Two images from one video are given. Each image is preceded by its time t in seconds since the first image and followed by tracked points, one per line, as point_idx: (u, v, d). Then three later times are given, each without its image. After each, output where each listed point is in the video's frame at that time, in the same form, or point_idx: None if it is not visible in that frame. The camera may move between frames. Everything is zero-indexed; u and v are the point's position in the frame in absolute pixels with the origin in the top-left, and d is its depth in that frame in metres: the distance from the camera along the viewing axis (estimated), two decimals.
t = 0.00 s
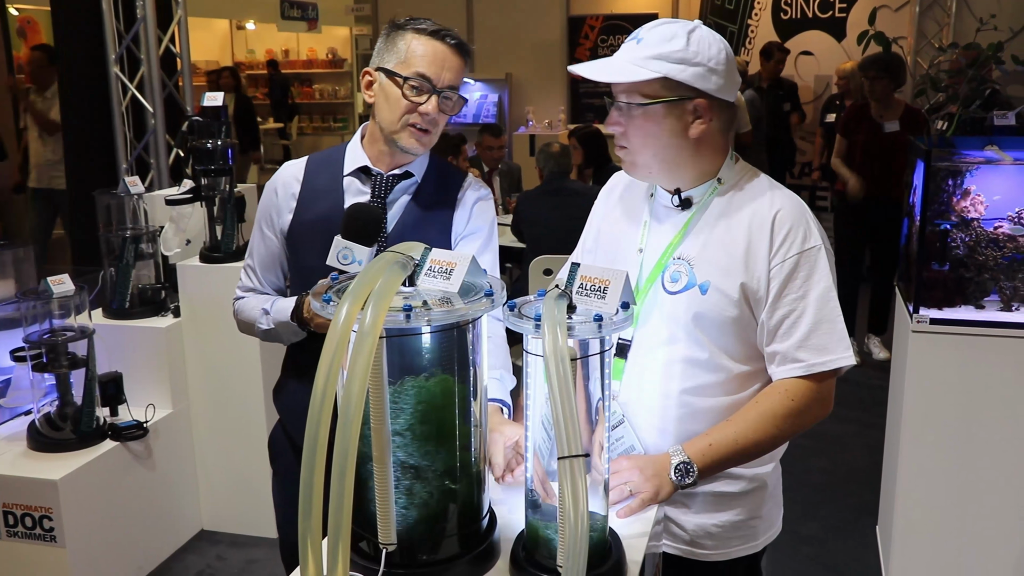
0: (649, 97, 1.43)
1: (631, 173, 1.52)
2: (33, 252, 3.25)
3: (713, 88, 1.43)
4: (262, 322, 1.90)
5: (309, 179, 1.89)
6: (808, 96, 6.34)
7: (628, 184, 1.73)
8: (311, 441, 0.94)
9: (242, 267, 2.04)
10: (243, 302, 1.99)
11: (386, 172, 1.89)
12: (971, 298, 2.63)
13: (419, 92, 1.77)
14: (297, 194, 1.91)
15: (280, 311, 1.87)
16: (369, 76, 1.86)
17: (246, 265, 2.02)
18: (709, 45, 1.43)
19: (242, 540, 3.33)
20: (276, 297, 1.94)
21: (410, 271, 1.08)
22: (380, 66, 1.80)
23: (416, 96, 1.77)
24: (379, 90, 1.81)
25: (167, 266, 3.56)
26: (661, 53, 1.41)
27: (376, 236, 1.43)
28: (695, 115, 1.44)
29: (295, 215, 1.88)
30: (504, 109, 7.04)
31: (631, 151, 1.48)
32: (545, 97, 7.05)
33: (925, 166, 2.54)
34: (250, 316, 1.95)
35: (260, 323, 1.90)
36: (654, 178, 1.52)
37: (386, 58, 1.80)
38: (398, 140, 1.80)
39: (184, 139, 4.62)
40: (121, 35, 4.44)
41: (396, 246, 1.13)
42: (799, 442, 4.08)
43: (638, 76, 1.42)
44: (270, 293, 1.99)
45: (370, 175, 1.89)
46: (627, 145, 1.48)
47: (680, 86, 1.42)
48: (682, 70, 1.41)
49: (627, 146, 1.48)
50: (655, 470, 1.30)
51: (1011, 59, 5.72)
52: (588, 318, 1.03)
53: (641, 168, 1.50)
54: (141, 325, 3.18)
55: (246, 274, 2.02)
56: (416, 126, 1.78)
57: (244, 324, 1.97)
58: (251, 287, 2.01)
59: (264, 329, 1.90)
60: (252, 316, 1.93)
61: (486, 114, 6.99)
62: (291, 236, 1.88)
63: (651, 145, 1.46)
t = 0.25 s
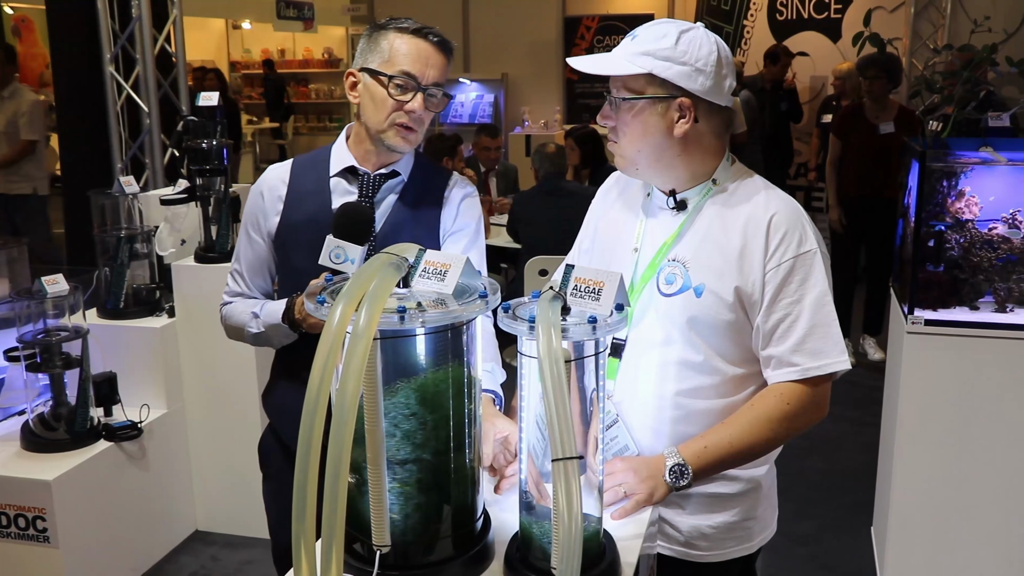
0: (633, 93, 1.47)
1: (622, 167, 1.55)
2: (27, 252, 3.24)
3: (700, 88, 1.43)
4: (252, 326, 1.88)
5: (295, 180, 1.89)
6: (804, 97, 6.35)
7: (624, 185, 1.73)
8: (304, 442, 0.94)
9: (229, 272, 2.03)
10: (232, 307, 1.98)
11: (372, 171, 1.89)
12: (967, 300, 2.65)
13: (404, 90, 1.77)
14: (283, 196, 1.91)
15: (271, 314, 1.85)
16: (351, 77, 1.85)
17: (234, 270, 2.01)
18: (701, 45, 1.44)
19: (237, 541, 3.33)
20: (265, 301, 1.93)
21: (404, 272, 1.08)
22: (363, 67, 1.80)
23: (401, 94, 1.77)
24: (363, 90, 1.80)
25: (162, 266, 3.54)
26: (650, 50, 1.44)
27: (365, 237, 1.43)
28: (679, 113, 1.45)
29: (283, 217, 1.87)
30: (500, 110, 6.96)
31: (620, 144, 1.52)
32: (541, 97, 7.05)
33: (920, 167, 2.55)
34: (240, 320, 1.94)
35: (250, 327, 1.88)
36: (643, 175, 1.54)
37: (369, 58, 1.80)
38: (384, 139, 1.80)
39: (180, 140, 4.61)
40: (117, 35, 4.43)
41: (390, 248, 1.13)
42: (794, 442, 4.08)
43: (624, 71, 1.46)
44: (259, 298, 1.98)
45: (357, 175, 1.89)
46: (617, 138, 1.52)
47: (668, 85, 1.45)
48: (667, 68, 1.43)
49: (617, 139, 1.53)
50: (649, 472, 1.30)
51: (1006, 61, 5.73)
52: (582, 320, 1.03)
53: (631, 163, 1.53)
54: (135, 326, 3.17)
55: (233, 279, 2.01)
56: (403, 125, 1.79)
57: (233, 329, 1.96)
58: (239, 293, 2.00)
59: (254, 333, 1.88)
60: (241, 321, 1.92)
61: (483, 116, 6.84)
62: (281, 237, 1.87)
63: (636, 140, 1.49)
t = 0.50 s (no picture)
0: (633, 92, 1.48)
1: (618, 166, 1.56)
2: (24, 252, 3.24)
3: (699, 90, 1.43)
4: (242, 327, 1.88)
5: (286, 181, 1.89)
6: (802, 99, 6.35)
7: (623, 188, 1.73)
8: (302, 443, 0.94)
9: (217, 275, 2.02)
10: (221, 310, 1.97)
11: (363, 171, 1.89)
12: (964, 303, 2.65)
13: (393, 91, 1.77)
14: (274, 197, 1.91)
15: (262, 315, 1.85)
16: (340, 79, 1.85)
17: (223, 272, 2.00)
18: (702, 48, 1.44)
19: (234, 542, 3.32)
20: (255, 303, 1.93)
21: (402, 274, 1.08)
22: (352, 68, 1.80)
23: (391, 96, 1.78)
24: (353, 91, 1.80)
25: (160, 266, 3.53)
26: (649, 49, 1.44)
27: (358, 237, 1.44)
28: (677, 114, 1.46)
29: (273, 218, 1.87)
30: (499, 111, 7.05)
31: (617, 143, 1.53)
32: (539, 99, 7.05)
33: (918, 170, 2.56)
34: (230, 322, 1.93)
35: (240, 328, 1.89)
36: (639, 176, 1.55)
37: (358, 59, 1.80)
38: (373, 141, 1.80)
39: (178, 140, 4.59)
40: (115, 34, 4.43)
41: (388, 250, 1.13)
42: (791, 445, 4.08)
43: (622, 70, 1.46)
44: (248, 300, 1.97)
45: (347, 174, 1.89)
46: (614, 137, 1.53)
47: (669, 87, 1.45)
48: (666, 69, 1.43)
49: (614, 137, 1.53)
50: (647, 474, 1.30)
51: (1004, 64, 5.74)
52: (580, 323, 1.03)
53: (628, 163, 1.53)
54: (133, 326, 3.17)
55: (222, 281, 2.00)
56: (393, 128, 1.79)
57: (222, 331, 1.95)
58: (228, 295, 1.99)
59: (244, 335, 1.88)
60: (232, 323, 1.92)
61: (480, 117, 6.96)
62: (272, 238, 1.87)
63: (633, 140, 1.49)
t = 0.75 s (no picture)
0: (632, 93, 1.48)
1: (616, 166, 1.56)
2: (21, 252, 3.23)
3: (699, 91, 1.43)
4: (236, 327, 1.88)
5: (278, 180, 1.88)
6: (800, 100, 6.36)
7: (621, 188, 1.72)
8: (299, 443, 0.93)
9: (209, 275, 2.02)
10: (214, 310, 1.97)
11: (355, 170, 1.89)
12: (961, 304, 2.64)
13: (384, 96, 1.77)
14: (265, 196, 1.90)
15: (256, 315, 1.85)
16: (332, 79, 1.85)
17: (215, 271, 2.00)
18: (702, 49, 1.44)
19: (230, 543, 3.31)
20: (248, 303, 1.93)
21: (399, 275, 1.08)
22: (344, 71, 1.79)
23: (382, 101, 1.77)
24: (344, 94, 1.80)
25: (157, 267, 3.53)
26: (649, 49, 1.44)
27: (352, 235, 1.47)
28: (675, 115, 1.46)
29: (265, 216, 1.86)
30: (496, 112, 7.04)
31: (616, 142, 1.53)
32: (537, 99, 7.05)
33: (915, 171, 2.56)
34: (223, 322, 1.93)
35: (234, 328, 1.88)
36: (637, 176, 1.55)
37: (350, 62, 1.79)
38: (365, 144, 1.80)
39: (175, 140, 4.58)
40: (112, 35, 4.42)
41: (385, 251, 1.13)
42: (789, 446, 4.08)
43: (622, 70, 1.46)
44: (241, 299, 1.97)
45: (339, 174, 1.88)
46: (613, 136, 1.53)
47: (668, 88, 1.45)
48: (666, 69, 1.43)
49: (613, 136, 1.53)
50: (645, 476, 1.29)
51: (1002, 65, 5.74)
52: (578, 324, 1.03)
53: (625, 163, 1.53)
54: (130, 327, 3.17)
55: (214, 281, 2.01)
56: (385, 130, 1.79)
57: (214, 331, 1.95)
58: (220, 294, 2.00)
59: (238, 335, 1.88)
60: (225, 322, 1.91)
61: (478, 117, 6.96)
62: (264, 237, 1.87)
63: (631, 139, 1.49)
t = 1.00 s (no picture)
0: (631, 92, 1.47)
1: (613, 165, 1.56)
2: (18, 252, 3.23)
3: (697, 90, 1.43)
4: (240, 323, 1.86)
5: (275, 179, 1.88)
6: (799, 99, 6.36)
7: (618, 188, 1.72)
8: (297, 442, 0.93)
9: (209, 275, 2.01)
10: (215, 310, 1.95)
11: (351, 168, 1.89)
12: (959, 304, 2.63)
13: (384, 92, 1.76)
14: (264, 192, 1.90)
15: (260, 311, 1.83)
16: (329, 77, 1.84)
17: (215, 271, 1.99)
18: (700, 48, 1.43)
19: (228, 543, 3.31)
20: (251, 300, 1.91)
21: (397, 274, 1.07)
22: (341, 67, 1.78)
23: (381, 96, 1.77)
24: (342, 90, 1.79)
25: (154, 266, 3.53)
26: (647, 49, 1.44)
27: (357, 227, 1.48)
28: (673, 114, 1.45)
29: (263, 215, 1.86)
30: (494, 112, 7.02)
31: (613, 141, 1.53)
32: (535, 99, 7.04)
33: (914, 171, 2.55)
34: (226, 321, 1.91)
35: (237, 325, 1.86)
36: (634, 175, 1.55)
37: (347, 58, 1.78)
38: (364, 139, 1.79)
39: (172, 140, 4.58)
40: (109, 34, 4.41)
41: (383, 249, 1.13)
42: (787, 446, 4.08)
43: (619, 69, 1.45)
44: (241, 298, 1.96)
45: (335, 172, 1.88)
46: (611, 135, 1.53)
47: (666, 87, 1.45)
48: (664, 69, 1.42)
49: (611, 135, 1.53)
50: (643, 475, 1.29)
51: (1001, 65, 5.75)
52: (576, 323, 1.03)
53: (623, 162, 1.53)
54: (128, 326, 3.16)
55: (214, 281, 1.99)
56: (385, 125, 1.78)
57: (216, 331, 1.94)
58: (220, 294, 1.98)
59: (242, 332, 1.86)
60: (228, 320, 1.89)
61: (475, 117, 6.97)
62: (263, 236, 1.86)
63: (630, 138, 1.49)
